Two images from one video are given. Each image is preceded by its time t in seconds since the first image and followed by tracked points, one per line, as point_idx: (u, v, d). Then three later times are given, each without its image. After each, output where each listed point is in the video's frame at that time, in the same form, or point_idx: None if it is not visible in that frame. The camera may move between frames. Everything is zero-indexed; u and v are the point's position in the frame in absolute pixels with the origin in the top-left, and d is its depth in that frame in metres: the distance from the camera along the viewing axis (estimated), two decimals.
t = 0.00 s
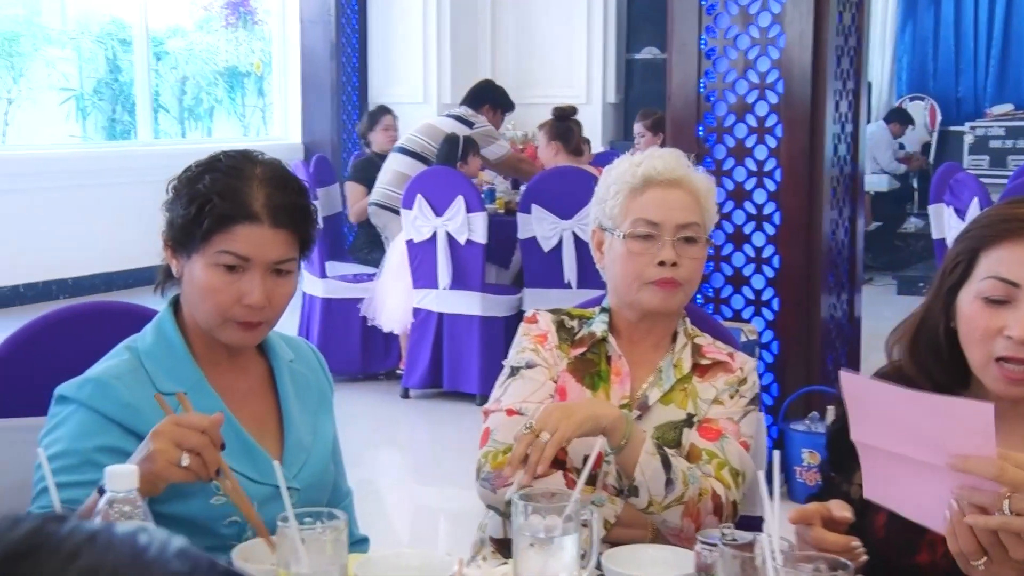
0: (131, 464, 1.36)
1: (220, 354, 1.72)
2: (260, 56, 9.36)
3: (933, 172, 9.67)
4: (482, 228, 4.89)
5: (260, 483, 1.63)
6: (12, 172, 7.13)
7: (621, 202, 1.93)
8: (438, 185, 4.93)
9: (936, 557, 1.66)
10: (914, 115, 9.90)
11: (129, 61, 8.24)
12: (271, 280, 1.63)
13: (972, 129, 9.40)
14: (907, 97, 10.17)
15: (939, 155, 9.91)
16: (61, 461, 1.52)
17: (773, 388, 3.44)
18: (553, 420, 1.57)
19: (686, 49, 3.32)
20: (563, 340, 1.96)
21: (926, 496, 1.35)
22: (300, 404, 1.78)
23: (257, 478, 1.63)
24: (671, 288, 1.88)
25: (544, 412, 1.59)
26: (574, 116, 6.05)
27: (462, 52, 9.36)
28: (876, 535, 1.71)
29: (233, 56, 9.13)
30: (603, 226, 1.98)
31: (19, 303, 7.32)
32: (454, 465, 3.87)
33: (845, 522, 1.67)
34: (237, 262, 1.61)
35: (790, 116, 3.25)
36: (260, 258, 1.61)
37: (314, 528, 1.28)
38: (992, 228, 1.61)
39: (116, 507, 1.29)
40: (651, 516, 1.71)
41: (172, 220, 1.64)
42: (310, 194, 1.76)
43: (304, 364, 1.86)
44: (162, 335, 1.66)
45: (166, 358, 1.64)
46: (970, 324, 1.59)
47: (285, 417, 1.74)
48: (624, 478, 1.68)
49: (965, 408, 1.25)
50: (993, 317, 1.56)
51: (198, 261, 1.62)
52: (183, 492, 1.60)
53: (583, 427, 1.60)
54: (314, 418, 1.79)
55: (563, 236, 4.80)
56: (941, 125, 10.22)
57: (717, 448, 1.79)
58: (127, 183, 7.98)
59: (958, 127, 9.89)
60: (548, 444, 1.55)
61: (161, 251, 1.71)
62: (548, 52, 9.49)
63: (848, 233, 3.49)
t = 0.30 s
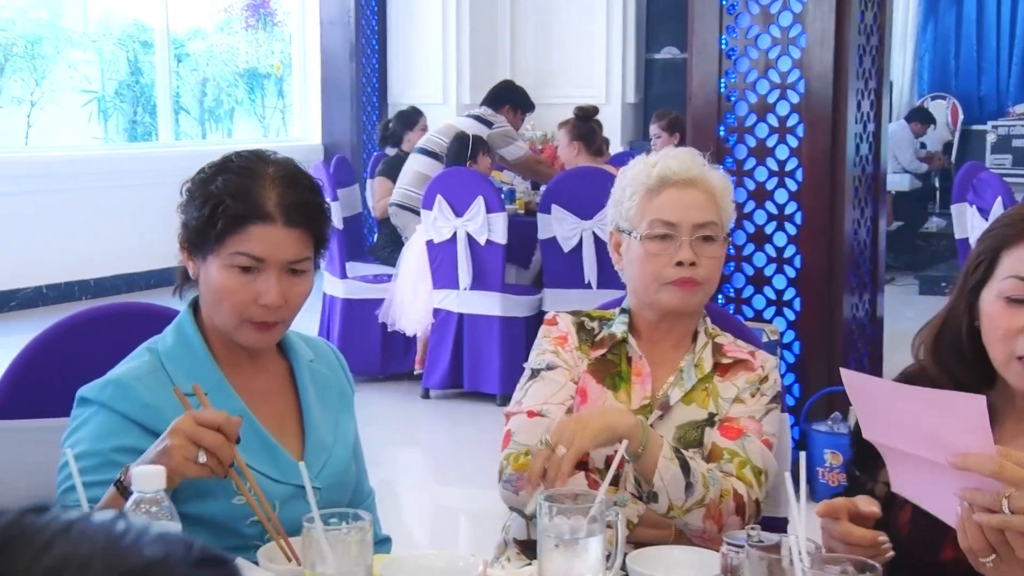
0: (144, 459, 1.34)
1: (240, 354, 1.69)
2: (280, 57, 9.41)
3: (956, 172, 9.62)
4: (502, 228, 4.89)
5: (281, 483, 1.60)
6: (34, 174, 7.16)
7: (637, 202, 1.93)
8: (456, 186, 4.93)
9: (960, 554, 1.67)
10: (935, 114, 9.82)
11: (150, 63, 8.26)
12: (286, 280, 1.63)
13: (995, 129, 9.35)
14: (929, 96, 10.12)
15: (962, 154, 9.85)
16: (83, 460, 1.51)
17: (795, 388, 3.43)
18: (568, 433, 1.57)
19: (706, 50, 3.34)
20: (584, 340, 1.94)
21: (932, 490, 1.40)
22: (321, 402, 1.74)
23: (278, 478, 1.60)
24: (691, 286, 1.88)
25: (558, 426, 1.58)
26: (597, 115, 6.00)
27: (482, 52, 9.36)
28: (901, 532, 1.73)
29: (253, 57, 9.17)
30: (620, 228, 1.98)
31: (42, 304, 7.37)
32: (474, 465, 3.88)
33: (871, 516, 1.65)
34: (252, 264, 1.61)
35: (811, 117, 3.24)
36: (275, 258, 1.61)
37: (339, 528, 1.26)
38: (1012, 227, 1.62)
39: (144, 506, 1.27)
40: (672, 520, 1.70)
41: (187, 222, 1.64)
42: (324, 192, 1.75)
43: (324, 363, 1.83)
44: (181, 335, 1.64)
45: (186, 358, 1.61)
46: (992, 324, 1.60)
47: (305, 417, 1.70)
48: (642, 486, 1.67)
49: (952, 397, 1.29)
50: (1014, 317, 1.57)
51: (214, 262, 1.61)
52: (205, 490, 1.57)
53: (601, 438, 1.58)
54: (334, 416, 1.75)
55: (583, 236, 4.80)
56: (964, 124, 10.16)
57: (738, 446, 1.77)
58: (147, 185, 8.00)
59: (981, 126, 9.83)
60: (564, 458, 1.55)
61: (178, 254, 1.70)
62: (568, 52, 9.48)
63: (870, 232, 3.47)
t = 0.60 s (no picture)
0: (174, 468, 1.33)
1: (259, 355, 1.67)
2: (299, 58, 9.44)
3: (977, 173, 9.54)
4: (520, 229, 4.89)
5: (300, 483, 1.57)
6: (53, 175, 7.19)
7: (652, 204, 1.92)
8: (475, 187, 4.94)
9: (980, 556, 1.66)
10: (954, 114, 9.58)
11: (170, 64, 8.29)
12: (302, 282, 1.61)
13: (1017, 129, 9.27)
14: (949, 95, 10.05)
15: (983, 154, 9.78)
16: (101, 459, 1.49)
17: (814, 389, 3.42)
18: (589, 448, 1.56)
19: (727, 49, 3.34)
20: (603, 342, 1.93)
21: (939, 493, 1.39)
22: (340, 403, 1.72)
23: (297, 478, 1.57)
24: (708, 288, 1.87)
25: (578, 441, 1.57)
26: (620, 118, 6.02)
27: (500, 53, 9.37)
28: (919, 534, 1.72)
29: (272, 58, 9.20)
30: (636, 230, 1.97)
31: (61, 304, 7.40)
32: (492, 465, 3.88)
33: (887, 516, 1.68)
34: (268, 266, 1.59)
35: (830, 116, 3.23)
36: (291, 261, 1.59)
37: (359, 529, 1.24)
38: None
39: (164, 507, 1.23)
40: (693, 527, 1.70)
41: (204, 222, 1.63)
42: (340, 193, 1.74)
43: (343, 365, 1.81)
44: (199, 334, 1.61)
45: (204, 358, 1.58)
46: (1011, 323, 1.61)
47: (323, 417, 1.67)
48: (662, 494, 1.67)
49: (956, 395, 1.28)
50: None
51: (231, 263, 1.61)
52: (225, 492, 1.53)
53: (620, 450, 1.57)
54: (353, 417, 1.72)
55: (601, 236, 4.79)
56: (985, 124, 10.07)
57: (758, 448, 1.77)
58: (165, 185, 8.03)
59: (1002, 126, 9.75)
60: (585, 474, 1.54)
61: (196, 253, 1.70)
62: (586, 52, 9.46)
63: (890, 233, 3.45)
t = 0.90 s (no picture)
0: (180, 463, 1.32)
1: (272, 355, 1.67)
2: (311, 59, 9.45)
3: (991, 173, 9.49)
4: (532, 229, 4.89)
5: (312, 485, 1.57)
6: (65, 175, 7.21)
7: (661, 205, 1.91)
8: (486, 188, 4.95)
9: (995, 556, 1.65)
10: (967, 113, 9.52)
11: (182, 65, 8.31)
12: (315, 282, 1.61)
13: None
14: (962, 94, 10.01)
15: (997, 154, 9.73)
16: (116, 463, 1.49)
17: (827, 390, 3.42)
18: (600, 446, 1.55)
19: (738, 48, 3.33)
20: (614, 343, 1.93)
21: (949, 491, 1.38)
22: (352, 404, 1.72)
23: (310, 479, 1.57)
24: (720, 289, 1.86)
25: (589, 438, 1.56)
26: (633, 119, 6.00)
27: (512, 53, 9.37)
28: (933, 534, 1.72)
29: (284, 59, 9.22)
30: (646, 232, 1.96)
31: (74, 305, 7.42)
32: (504, 466, 3.89)
33: (899, 515, 1.67)
34: (280, 266, 1.59)
35: (843, 116, 3.22)
36: (303, 260, 1.59)
37: (372, 530, 1.24)
38: None
39: (179, 509, 1.20)
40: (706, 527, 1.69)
41: (216, 223, 1.63)
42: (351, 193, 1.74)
43: (355, 365, 1.80)
44: (213, 336, 1.61)
45: (218, 361, 1.59)
46: None
47: (335, 418, 1.67)
48: (675, 492, 1.66)
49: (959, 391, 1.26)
50: None
51: (243, 264, 1.61)
52: (237, 493, 1.53)
53: (631, 449, 1.56)
54: (365, 418, 1.72)
55: (613, 236, 4.79)
56: (999, 124, 10.02)
57: (772, 447, 1.76)
58: (177, 186, 8.04)
59: (1016, 125, 9.70)
60: (597, 472, 1.53)
61: (206, 255, 1.70)
62: (597, 52, 9.45)
63: (903, 233, 3.44)
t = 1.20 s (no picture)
0: (209, 469, 1.33)
1: (283, 354, 1.67)
2: (323, 58, 9.47)
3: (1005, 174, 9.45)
4: (543, 229, 4.89)
5: (323, 485, 1.57)
6: (78, 174, 7.24)
7: (670, 206, 1.90)
8: (496, 187, 4.96)
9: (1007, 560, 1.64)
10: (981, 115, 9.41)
11: (195, 65, 8.33)
12: (325, 279, 1.61)
13: None
14: (976, 95, 9.97)
15: (1011, 154, 9.69)
16: (125, 461, 1.49)
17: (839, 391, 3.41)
18: (610, 442, 1.55)
19: (751, 49, 3.33)
20: (624, 345, 1.93)
21: (958, 494, 1.38)
22: (362, 404, 1.72)
23: (321, 480, 1.57)
24: (730, 291, 1.85)
25: (599, 434, 1.56)
26: (644, 119, 5.99)
27: (524, 53, 9.35)
28: (946, 537, 1.71)
29: (296, 59, 9.23)
30: (656, 233, 1.95)
31: (86, 304, 7.44)
32: (514, 467, 3.89)
33: (909, 516, 1.67)
34: (291, 264, 1.59)
35: (856, 117, 3.21)
36: (313, 257, 1.59)
37: (382, 532, 1.24)
38: None
39: (188, 509, 1.19)
40: (716, 526, 1.68)
41: (226, 222, 1.64)
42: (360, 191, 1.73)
43: (366, 366, 1.80)
44: (224, 337, 1.61)
45: (229, 361, 1.59)
46: None
47: (345, 420, 1.67)
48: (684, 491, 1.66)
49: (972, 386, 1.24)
50: None
51: (253, 263, 1.61)
52: (247, 493, 1.53)
53: (641, 445, 1.56)
54: (375, 418, 1.72)
55: (624, 237, 4.78)
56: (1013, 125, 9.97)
57: (782, 449, 1.76)
58: (188, 185, 8.06)
59: None
60: (606, 467, 1.53)
61: (218, 255, 1.70)
62: (608, 52, 9.44)
63: (916, 234, 3.43)
